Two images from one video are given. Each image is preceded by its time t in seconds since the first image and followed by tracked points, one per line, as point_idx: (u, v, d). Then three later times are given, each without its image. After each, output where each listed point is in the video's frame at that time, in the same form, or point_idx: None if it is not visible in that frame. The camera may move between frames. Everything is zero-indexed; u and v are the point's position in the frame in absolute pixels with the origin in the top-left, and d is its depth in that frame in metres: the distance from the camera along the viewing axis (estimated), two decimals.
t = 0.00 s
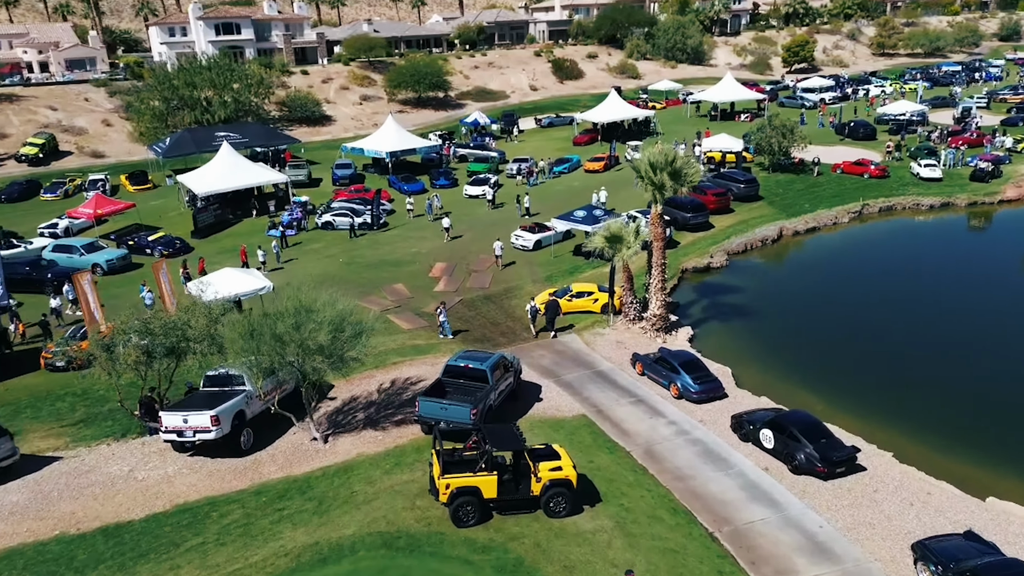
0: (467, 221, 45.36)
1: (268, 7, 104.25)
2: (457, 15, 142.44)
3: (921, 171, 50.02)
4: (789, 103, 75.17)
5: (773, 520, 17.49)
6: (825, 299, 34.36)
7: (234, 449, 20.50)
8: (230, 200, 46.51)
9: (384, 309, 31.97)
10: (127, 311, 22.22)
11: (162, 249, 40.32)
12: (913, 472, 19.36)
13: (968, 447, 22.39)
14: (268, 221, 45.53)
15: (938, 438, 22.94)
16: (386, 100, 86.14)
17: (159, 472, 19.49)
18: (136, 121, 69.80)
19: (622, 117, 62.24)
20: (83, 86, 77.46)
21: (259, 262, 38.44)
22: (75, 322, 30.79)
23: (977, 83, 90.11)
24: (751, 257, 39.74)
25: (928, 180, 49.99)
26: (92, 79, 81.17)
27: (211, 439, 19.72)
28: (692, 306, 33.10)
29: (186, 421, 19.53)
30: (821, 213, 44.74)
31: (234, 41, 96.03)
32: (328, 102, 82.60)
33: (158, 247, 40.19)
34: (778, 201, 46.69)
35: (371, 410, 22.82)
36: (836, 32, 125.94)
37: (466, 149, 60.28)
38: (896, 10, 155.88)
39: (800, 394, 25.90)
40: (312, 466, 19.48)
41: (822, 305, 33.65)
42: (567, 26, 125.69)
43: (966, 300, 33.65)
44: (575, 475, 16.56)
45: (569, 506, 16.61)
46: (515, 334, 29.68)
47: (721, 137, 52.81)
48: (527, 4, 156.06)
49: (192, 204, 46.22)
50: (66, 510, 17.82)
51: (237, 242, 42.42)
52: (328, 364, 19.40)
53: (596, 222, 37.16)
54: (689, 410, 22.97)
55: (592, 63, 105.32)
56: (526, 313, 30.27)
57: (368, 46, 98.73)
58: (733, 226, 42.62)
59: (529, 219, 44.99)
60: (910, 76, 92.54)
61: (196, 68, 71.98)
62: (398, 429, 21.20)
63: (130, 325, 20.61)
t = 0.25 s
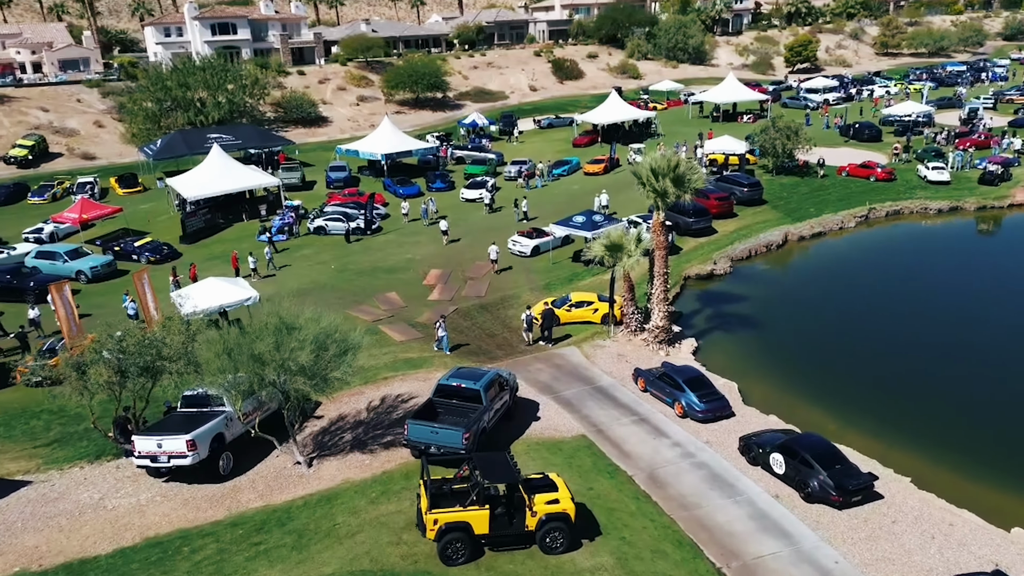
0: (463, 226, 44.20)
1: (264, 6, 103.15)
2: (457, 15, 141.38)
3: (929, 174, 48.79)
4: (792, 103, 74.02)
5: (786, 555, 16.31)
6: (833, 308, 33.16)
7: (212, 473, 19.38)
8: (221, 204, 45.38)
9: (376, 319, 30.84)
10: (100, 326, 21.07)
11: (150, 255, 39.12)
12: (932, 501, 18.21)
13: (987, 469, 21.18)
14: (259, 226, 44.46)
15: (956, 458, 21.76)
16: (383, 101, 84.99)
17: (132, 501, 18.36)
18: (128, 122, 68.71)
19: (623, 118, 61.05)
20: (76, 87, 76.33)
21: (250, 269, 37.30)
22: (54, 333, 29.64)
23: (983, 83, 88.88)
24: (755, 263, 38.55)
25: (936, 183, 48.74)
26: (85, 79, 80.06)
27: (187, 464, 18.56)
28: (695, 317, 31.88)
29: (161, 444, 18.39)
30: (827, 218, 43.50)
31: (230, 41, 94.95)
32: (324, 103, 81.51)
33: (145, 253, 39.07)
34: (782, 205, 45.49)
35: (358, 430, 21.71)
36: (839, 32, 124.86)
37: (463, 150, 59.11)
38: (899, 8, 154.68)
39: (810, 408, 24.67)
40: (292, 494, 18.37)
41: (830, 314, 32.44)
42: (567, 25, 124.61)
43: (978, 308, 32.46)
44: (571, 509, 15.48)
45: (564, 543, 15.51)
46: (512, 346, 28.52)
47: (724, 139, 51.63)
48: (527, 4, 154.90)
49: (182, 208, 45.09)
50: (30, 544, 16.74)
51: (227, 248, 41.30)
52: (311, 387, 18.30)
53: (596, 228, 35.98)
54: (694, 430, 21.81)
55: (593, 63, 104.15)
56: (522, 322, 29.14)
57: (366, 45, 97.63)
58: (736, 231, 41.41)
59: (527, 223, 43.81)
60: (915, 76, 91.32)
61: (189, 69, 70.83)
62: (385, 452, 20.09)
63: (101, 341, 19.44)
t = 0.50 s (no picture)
0: (461, 231, 43.10)
1: (261, 6, 102.01)
2: (457, 14, 140.31)
3: (939, 176, 47.63)
4: (796, 104, 72.91)
5: None
6: (843, 316, 32.00)
7: (190, 500, 18.28)
8: (213, 208, 44.31)
9: (369, 330, 29.75)
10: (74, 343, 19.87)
11: (138, 262, 37.94)
12: (957, 531, 17.12)
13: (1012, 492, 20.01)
14: (251, 231, 43.38)
15: (979, 479, 20.61)
16: (381, 102, 83.88)
17: (104, 532, 17.24)
18: (121, 123, 67.62)
19: (625, 120, 59.93)
20: (69, 88, 75.23)
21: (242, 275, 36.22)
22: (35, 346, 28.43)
23: (989, 83, 87.74)
24: (762, 270, 37.40)
25: (946, 186, 47.61)
26: (78, 80, 78.96)
27: (163, 492, 17.42)
28: (700, 327, 30.73)
29: (135, 471, 17.23)
30: (834, 223, 42.37)
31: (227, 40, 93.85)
32: (321, 103, 80.41)
33: (134, 260, 37.96)
34: (788, 209, 44.37)
35: (346, 451, 20.61)
36: (841, 31, 123.80)
37: (462, 152, 58.01)
38: (902, 8, 153.58)
39: (824, 425, 23.48)
40: (274, 523, 17.30)
41: (840, 323, 31.29)
42: (568, 25, 123.51)
43: (994, 315, 31.33)
44: (573, 548, 14.54)
45: None
46: (510, 359, 27.39)
47: (728, 141, 50.50)
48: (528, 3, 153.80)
49: (173, 212, 43.98)
50: None
51: (218, 254, 40.20)
52: (294, 412, 17.19)
53: (597, 233, 34.84)
54: (701, 451, 20.67)
55: (594, 63, 103.07)
56: (518, 331, 28.06)
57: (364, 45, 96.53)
58: (742, 236, 40.29)
59: (526, 228, 42.68)
60: (920, 76, 90.20)
61: (184, 69, 69.73)
62: (375, 477, 19.00)
63: (70, 363, 18.17)
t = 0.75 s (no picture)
0: (460, 235, 42.15)
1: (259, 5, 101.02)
2: (457, 14, 139.24)
3: (949, 179, 46.63)
4: (800, 104, 71.89)
5: None
6: (853, 323, 31.03)
7: (172, 526, 17.34)
8: (207, 211, 43.37)
9: (364, 340, 28.81)
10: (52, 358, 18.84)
11: (129, 268, 37.00)
12: (983, 560, 16.15)
13: None
14: (246, 235, 42.46)
15: (1001, 498, 19.70)
16: (380, 102, 82.89)
17: (80, 561, 16.29)
18: (116, 124, 66.70)
19: (627, 120, 58.95)
20: (65, 88, 74.31)
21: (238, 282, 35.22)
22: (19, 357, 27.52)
23: (996, 83, 86.67)
24: (769, 276, 36.44)
25: (956, 188, 46.59)
26: (74, 80, 78.02)
27: (142, 519, 16.43)
28: (707, 337, 29.75)
29: (113, 497, 16.25)
30: (843, 227, 41.39)
31: (224, 40, 92.90)
32: (320, 104, 79.47)
33: (125, 265, 37.03)
34: (795, 213, 43.39)
35: (338, 471, 19.69)
36: (845, 30, 122.73)
37: (462, 154, 57.05)
38: (906, 7, 152.38)
39: (837, 440, 22.50)
40: (260, 552, 16.38)
41: (851, 330, 30.32)
42: (569, 24, 122.46)
43: (1010, 323, 30.39)
44: None
45: None
46: (510, 370, 26.41)
47: (732, 142, 49.52)
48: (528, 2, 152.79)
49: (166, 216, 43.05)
50: None
51: (211, 259, 39.28)
52: (280, 434, 16.25)
53: (599, 239, 33.81)
54: (710, 471, 19.71)
55: (595, 62, 102.07)
56: (516, 341, 27.09)
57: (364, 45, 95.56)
58: (748, 241, 39.32)
59: (527, 232, 41.72)
60: (925, 75, 89.14)
61: (180, 69, 68.81)
62: (367, 500, 18.08)
63: (46, 381, 17.22)
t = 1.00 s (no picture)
0: (461, 240, 41.13)
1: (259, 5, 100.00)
2: (458, 13, 138.12)
3: (961, 182, 45.49)
4: (806, 104, 70.76)
5: None
6: (866, 333, 30.00)
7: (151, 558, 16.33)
8: (201, 216, 42.36)
9: (360, 351, 27.80)
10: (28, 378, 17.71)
11: (120, 274, 36.02)
12: None
13: None
14: (242, 240, 41.48)
15: None
16: (380, 103, 81.85)
17: None
18: (112, 126, 65.73)
19: (631, 122, 57.86)
20: (61, 89, 73.35)
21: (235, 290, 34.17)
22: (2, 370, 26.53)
23: (1005, 83, 85.46)
24: (778, 284, 35.34)
25: (968, 192, 45.46)
26: (70, 81, 77.06)
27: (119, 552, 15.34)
28: (716, 348, 28.68)
29: (89, 527, 15.18)
30: (853, 232, 40.31)
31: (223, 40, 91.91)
32: (319, 105, 78.48)
33: (116, 272, 36.05)
34: (804, 217, 42.34)
35: (330, 493, 18.75)
36: (850, 30, 121.52)
37: (463, 156, 56.00)
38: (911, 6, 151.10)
39: (855, 460, 21.45)
40: None
41: (865, 341, 29.27)
42: (571, 23, 121.32)
43: None
44: None
45: None
46: (511, 384, 25.38)
47: (739, 145, 48.45)
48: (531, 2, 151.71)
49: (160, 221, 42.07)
50: None
51: (205, 265, 38.30)
52: (267, 463, 15.18)
53: (603, 245, 32.71)
54: (723, 496, 18.65)
55: (598, 63, 100.96)
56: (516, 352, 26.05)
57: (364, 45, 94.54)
58: (756, 247, 38.28)
59: (528, 237, 40.68)
60: (932, 76, 87.91)
61: (177, 70, 67.80)
62: (360, 529, 17.09)
63: (21, 404, 16.10)
